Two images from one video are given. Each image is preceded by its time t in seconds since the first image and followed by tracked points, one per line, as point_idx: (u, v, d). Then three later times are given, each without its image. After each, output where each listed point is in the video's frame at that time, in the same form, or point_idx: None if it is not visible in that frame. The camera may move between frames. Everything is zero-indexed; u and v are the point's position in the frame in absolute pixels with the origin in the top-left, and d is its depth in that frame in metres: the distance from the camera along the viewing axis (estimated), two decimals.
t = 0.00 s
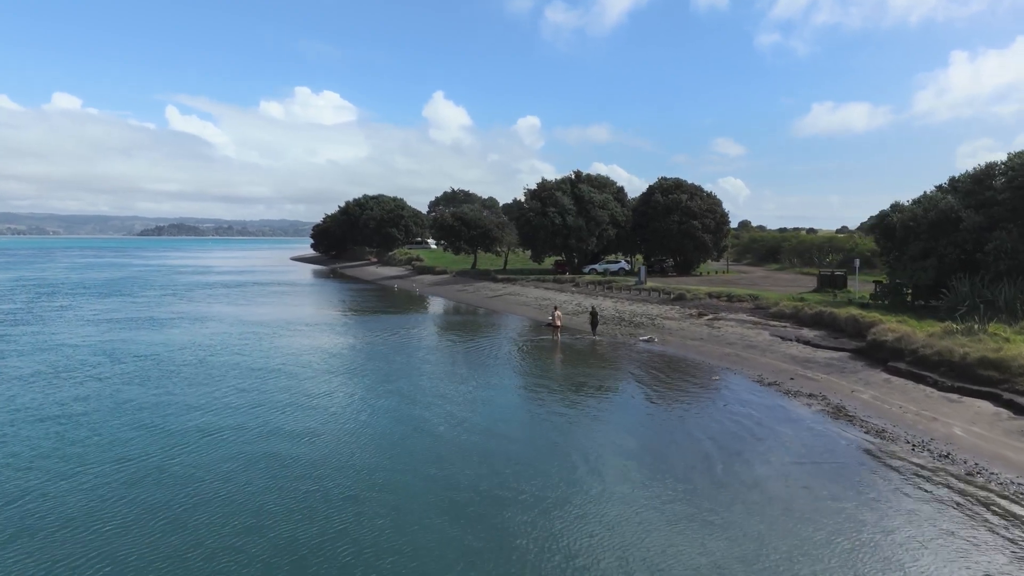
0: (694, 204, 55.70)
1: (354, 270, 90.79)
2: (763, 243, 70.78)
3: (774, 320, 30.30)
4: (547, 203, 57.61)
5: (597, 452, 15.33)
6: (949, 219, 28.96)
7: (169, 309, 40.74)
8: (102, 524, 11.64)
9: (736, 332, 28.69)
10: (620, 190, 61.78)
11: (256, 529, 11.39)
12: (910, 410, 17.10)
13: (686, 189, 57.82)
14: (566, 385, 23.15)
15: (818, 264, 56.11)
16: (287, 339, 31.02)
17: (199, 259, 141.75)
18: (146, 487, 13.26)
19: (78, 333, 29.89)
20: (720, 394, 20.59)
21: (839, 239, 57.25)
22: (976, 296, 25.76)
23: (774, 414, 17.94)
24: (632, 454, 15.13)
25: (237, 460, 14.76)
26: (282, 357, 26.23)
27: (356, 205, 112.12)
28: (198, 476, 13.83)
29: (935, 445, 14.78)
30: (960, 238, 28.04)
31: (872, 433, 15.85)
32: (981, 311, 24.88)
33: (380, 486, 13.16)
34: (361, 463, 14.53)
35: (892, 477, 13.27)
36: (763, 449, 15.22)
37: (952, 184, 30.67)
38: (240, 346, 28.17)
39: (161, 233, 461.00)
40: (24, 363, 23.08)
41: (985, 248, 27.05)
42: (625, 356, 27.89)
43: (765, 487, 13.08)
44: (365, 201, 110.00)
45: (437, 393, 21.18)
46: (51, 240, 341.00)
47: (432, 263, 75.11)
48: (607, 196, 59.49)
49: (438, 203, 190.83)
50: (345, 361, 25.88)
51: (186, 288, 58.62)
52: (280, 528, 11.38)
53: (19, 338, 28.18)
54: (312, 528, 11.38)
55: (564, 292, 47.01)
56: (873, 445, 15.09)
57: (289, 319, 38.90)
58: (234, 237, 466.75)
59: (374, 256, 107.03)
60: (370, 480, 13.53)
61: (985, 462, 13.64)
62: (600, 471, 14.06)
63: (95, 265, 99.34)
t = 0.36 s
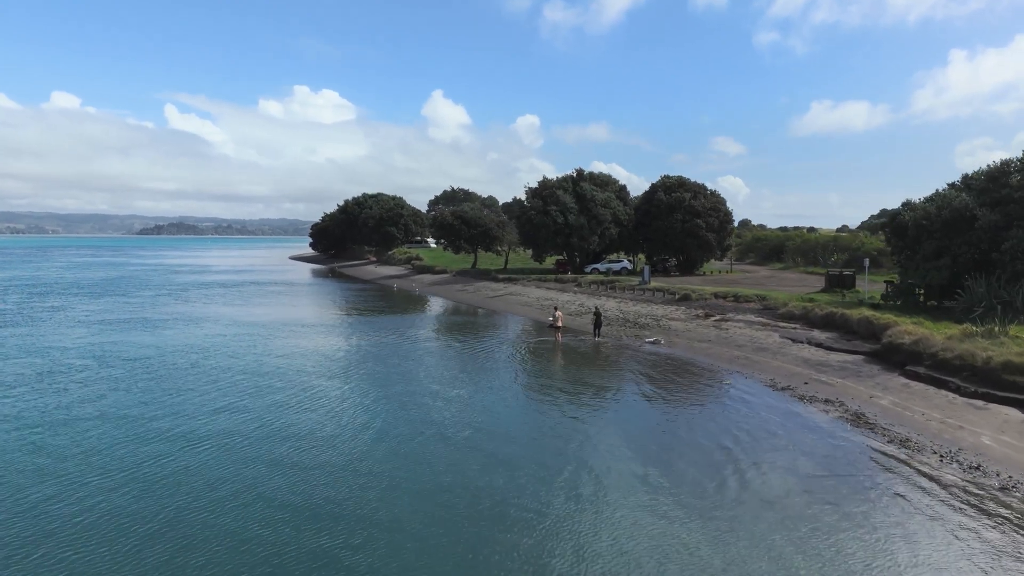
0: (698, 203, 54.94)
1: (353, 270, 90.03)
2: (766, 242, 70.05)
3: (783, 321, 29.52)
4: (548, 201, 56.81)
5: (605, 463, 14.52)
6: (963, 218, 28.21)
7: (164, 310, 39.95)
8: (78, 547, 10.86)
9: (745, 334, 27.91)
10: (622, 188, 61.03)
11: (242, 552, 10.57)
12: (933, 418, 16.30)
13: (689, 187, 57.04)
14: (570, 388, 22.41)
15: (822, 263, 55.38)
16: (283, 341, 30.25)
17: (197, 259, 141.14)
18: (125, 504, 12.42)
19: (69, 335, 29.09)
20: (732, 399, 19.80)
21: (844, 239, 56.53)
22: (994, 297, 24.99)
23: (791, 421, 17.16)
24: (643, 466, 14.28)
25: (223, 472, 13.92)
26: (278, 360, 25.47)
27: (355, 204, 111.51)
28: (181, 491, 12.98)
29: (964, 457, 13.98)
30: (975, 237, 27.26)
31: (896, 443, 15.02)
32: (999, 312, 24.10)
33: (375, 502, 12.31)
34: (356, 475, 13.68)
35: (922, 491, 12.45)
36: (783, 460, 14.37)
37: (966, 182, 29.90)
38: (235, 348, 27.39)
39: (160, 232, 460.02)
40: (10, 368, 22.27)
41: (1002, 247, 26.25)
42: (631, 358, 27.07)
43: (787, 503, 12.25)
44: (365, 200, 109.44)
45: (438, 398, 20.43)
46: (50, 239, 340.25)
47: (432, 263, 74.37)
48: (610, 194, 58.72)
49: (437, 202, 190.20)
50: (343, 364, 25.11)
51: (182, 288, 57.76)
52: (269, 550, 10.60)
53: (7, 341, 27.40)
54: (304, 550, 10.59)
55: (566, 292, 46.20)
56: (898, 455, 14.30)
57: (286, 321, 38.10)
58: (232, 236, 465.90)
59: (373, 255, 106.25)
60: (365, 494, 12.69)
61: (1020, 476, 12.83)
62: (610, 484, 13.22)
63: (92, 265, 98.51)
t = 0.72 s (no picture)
0: (702, 200, 54.16)
1: (352, 268, 89.12)
2: (769, 240, 69.30)
3: (792, 322, 28.76)
4: (550, 199, 56.01)
5: (615, 473, 13.77)
6: (979, 215, 27.43)
7: (158, 310, 39.10)
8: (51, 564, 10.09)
9: (754, 335, 27.16)
10: (624, 186, 60.24)
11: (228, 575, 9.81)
12: (959, 425, 15.55)
13: (693, 185, 56.25)
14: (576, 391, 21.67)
15: (828, 262, 54.63)
16: (280, 342, 29.48)
17: (195, 256, 140.03)
18: (100, 520, 11.51)
19: (59, 336, 28.25)
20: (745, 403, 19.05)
21: (850, 237, 55.75)
22: (1011, 297, 24.24)
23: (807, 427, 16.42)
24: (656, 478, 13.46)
25: (209, 484, 13.03)
26: (273, 361, 24.68)
27: (354, 201, 110.63)
28: (164, 506, 12.11)
29: (995, 467, 13.24)
30: (991, 235, 26.50)
31: (922, 452, 14.27)
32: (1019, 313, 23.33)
33: (372, 519, 11.52)
34: (351, 489, 12.83)
35: (956, 506, 11.70)
36: (803, 471, 13.61)
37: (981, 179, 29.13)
38: (229, 349, 26.61)
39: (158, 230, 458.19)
40: None
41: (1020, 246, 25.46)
42: (637, 360, 26.24)
43: (810, 519, 11.51)
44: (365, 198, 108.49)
45: (439, 401, 19.67)
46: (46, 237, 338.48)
47: (432, 261, 73.51)
48: (612, 192, 57.92)
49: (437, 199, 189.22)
50: (341, 366, 24.34)
51: (177, 287, 56.83)
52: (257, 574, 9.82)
53: None
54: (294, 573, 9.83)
55: (568, 291, 45.43)
56: (927, 466, 13.52)
57: (283, 320, 37.28)
58: (231, 234, 464.59)
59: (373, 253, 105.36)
60: (360, 511, 11.83)
61: None
62: (621, 497, 12.48)
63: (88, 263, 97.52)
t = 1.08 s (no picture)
0: (706, 198, 53.33)
1: (352, 266, 88.14)
2: (773, 238, 68.50)
3: (803, 322, 27.98)
4: (551, 196, 55.17)
5: (628, 486, 12.97)
6: (995, 212, 26.63)
7: (152, 310, 38.15)
8: None
9: (764, 336, 26.38)
10: (627, 183, 59.41)
11: None
12: (987, 433, 14.80)
13: (696, 182, 55.44)
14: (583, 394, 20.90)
15: (833, 260, 53.84)
16: (276, 343, 28.63)
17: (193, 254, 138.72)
18: (67, 545, 10.60)
19: (48, 338, 27.33)
20: (759, 408, 18.28)
21: (855, 234, 54.95)
22: None
23: (827, 434, 15.65)
24: (669, 492, 12.61)
25: (189, 502, 12.12)
26: (268, 364, 23.85)
27: (354, 198, 109.62)
28: (147, 523, 11.34)
29: None
30: (1009, 233, 25.69)
31: (952, 463, 13.51)
32: None
33: (370, 540, 10.74)
34: (341, 507, 11.93)
35: (994, 524, 10.94)
36: (827, 484, 12.84)
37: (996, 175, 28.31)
38: (223, 351, 25.78)
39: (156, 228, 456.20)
40: None
41: None
42: (644, 361, 25.42)
43: (839, 537, 10.74)
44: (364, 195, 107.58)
45: (440, 406, 18.87)
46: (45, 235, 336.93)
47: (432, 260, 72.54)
48: (615, 189, 57.09)
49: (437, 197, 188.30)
50: (338, 368, 23.54)
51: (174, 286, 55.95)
52: None
53: None
54: None
55: (571, 290, 44.60)
56: (959, 478, 12.75)
57: (279, 321, 36.40)
58: (230, 232, 463.07)
59: (372, 251, 104.35)
60: (350, 534, 10.91)
61: None
62: (635, 513, 11.70)
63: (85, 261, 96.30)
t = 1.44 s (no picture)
0: (710, 195, 52.55)
1: (350, 264, 87.02)
2: (776, 235, 67.75)
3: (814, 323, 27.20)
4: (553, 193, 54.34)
5: (644, 500, 12.20)
6: (1012, 210, 25.87)
7: (145, 310, 37.14)
8: None
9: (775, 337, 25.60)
10: (629, 180, 58.57)
11: None
12: (1017, 441, 14.09)
13: (700, 179, 54.64)
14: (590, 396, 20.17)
15: (839, 258, 53.11)
16: (271, 344, 27.77)
17: (189, 253, 137.27)
18: (33, 572, 9.73)
19: (35, 340, 26.35)
20: (775, 413, 17.52)
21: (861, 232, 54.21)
22: None
23: (849, 442, 14.91)
24: (685, 506, 11.89)
25: (168, 521, 11.23)
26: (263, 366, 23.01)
27: (353, 196, 108.60)
28: (131, 542, 10.60)
29: None
30: None
31: (984, 474, 12.78)
32: None
33: (369, 562, 9.99)
34: (333, 527, 11.06)
35: None
36: (855, 497, 12.10)
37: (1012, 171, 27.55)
38: (217, 353, 24.92)
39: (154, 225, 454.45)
40: None
41: None
42: (652, 363, 24.67)
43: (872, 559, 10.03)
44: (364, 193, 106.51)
45: (442, 410, 18.11)
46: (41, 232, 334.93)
47: (431, 258, 71.61)
48: (617, 186, 56.25)
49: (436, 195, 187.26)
50: (336, 370, 22.72)
51: (169, 285, 54.96)
52: None
53: None
54: None
55: (574, 289, 43.80)
56: (994, 491, 12.02)
57: (275, 321, 35.51)
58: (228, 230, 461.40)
59: (371, 249, 103.35)
60: (342, 560, 10.05)
61: None
62: (652, 532, 10.97)
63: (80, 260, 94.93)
